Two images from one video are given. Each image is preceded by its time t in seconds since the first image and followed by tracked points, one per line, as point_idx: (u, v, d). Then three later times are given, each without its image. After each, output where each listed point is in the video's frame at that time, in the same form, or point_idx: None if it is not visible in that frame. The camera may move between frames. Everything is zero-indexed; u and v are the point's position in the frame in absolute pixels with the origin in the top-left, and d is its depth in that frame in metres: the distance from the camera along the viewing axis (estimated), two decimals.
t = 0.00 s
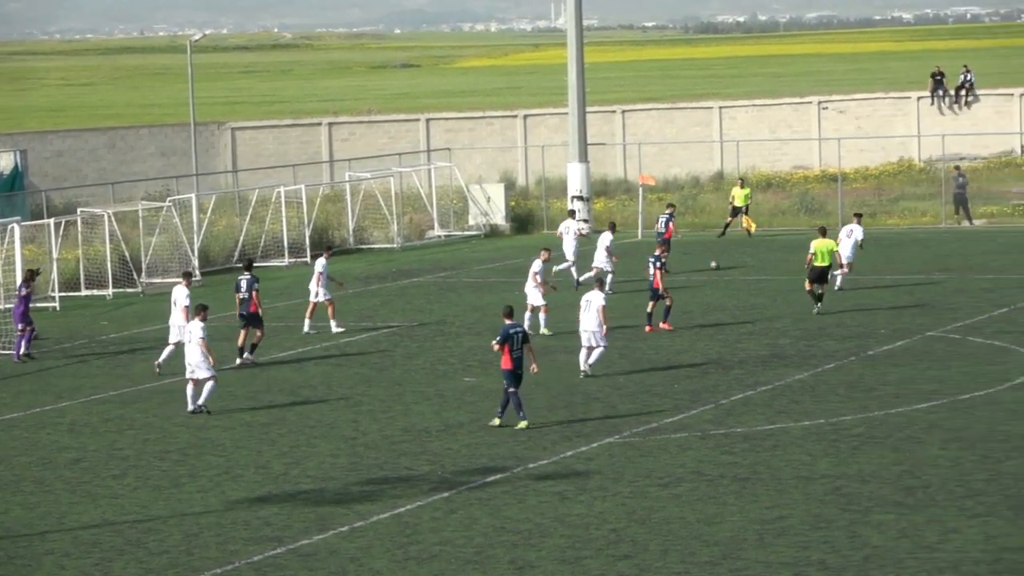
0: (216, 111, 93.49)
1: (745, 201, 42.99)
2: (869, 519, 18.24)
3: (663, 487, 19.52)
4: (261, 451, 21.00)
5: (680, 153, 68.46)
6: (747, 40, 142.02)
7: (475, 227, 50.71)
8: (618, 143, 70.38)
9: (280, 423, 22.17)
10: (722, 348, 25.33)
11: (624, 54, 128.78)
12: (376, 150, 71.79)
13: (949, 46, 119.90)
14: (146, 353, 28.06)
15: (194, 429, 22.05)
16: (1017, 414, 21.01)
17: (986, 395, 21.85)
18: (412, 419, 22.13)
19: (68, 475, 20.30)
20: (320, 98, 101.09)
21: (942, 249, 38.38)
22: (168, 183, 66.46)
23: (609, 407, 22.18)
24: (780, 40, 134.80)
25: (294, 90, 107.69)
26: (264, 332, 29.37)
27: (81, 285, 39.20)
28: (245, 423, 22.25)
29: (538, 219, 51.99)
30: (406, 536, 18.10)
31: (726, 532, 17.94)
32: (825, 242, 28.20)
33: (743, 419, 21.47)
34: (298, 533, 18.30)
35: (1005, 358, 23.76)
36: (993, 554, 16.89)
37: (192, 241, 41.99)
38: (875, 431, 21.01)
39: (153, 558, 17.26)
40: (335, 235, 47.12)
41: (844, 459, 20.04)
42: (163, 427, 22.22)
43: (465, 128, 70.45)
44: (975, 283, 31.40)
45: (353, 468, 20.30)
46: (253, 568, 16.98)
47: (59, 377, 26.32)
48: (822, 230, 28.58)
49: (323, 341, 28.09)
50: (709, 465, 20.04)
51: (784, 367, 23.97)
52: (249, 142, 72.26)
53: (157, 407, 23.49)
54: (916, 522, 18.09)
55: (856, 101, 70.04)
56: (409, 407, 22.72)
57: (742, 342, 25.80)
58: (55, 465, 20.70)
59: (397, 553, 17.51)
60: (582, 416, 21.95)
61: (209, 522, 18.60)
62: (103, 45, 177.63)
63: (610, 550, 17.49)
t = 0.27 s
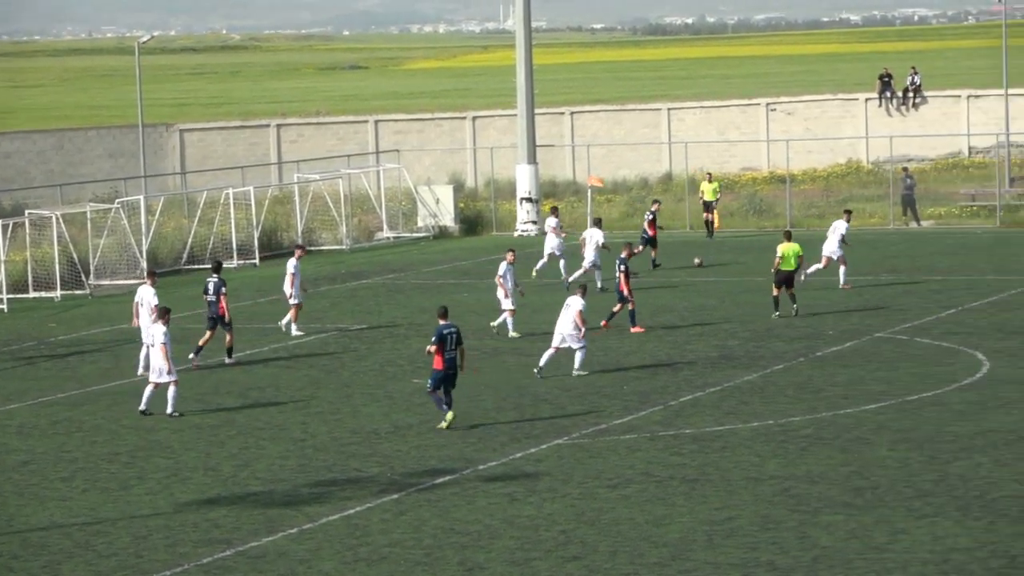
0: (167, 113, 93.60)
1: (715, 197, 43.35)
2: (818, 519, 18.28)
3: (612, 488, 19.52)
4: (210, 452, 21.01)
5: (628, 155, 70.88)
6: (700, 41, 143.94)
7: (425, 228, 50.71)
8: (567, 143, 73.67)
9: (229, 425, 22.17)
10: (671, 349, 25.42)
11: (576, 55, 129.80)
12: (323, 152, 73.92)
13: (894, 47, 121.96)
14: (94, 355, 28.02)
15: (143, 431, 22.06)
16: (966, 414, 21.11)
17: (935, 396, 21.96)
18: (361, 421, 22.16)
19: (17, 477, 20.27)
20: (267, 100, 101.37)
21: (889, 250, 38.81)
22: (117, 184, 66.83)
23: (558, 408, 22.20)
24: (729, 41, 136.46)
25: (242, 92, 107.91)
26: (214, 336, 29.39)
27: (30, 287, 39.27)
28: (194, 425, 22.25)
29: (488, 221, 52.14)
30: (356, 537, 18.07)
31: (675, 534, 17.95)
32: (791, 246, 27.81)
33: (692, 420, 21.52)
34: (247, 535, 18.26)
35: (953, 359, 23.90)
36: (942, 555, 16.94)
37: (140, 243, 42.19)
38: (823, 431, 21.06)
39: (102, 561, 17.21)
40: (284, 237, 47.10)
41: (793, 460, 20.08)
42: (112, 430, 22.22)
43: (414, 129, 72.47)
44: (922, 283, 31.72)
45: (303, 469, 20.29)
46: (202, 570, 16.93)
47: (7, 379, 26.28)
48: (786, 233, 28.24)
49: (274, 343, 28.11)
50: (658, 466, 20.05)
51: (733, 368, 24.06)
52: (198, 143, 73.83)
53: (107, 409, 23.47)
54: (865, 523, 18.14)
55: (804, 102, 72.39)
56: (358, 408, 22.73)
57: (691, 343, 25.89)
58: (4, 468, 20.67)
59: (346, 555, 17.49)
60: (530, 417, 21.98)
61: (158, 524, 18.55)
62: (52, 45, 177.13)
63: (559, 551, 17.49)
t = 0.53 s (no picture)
0: (123, 115, 93.39)
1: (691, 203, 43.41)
2: (770, 521, 18.31)
3: (565, 490, 19.54)
4: (163, 454, 21.00)
5: (582, 157, 71.66)
6: (656, 42, 145.11)
7: (377, 231, 51.45)
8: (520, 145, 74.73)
9: (181, 427, 22.15)
10: (623, 351, 25.46)
11: (527, 56, 130.30)
12: (275, 153, 75.17)
13: (846, 49, 123.30)
14: (47, 358, 27.98)
15: (96, 433, 22.03)
16: (918, 415, 21.20)
17: (886, 396, 22.04)
18: (313, 422, 22.16)
19: None
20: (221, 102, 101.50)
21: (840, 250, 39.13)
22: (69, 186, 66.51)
23: (511, 410, 22.22)
24: (685, 43, 137.48)
25: (196, 93, 107.92)
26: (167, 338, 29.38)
27: None
28: (147, 427, 22.25)
29: (441, 222, 52.80)
30: (309, 540, 18.05)
31: (628, 535, 17.96)
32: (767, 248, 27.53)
33: (644, 421, 21.55)
34: (200, 537, 18.21)
35: (905, 360, 24.00)
36: (894, 555, 17.00)
37: (92, 245, 42.15)
38: (776, 433, 21.11)
39: (54, 564, 17.18)
40: (237, 239, 47.39)
41: (745, 461, 20.11)
42: (65, 432, 22.19)
43: (366, 131, 73.86)
44: (872, 284, 31.96)
45: (255, 471, 20.27)
46: (155, 573, 16.88)
47: None
48: (760, 237, 27.99)
49: (228, 345, 28.10)
50: (611, 468, 20.07)
51: (685, 369, 24.11)
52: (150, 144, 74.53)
53: (59, 412, 23.42)
54: (818, 524, 18.19)
55: (756, 105, 74.16)
56: (311, 410, 22.75)
57: (644, 345, 25.94)
58: None
59: (299, 557, 17.47)
60: (483, 418, 22.00)
61: (110, 526, 18.48)
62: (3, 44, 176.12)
63: (512, 553, 17.47)
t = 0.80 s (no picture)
0: (80, 117, 93.37)
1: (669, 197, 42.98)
2: (725, 522, 18.33)
3: (521, 491, 19.54)
4: (119, 456, 20.99)
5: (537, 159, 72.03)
6: (615, 43, 145.76)
7: (332, 232, 51.42)
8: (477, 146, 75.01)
9: (136, 430, 22.11)
10: (579, 352, 25.51)
11: (481, 58, 130.61)
12: (232, 154, 75.58)
13: (802, 50, 124.46)
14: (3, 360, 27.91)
15: (51, 435, 22.00)
16: (873, 416, 21.26)
17: (842, 397, 22.11)
18: (268, 424, 22.15)
19: None
20: (177, 104, 101.49)
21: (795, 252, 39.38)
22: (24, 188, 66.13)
23: (467, 411, 22.21)
24: (644, 45, 138.50)
25: (153, 95, 107.91)
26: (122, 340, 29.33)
27: None
28: (102, 429, 22.24)
29: (396, 224, 52.99)
30: (264, 541, 18.02)
31: (584, 536, 17.96)
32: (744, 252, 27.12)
33: (600, 423, 21.56)
34: (156, 538, 18.16)
35: (860, 361, 24.08)
36: (850, 556, 17.04)
37: (47, 247, 42.04)
38: (732, 434, 21.13)
39: (8, 566, 17.13)
40: (192, 240, 47.44)
41: (701, 462, 20.14)
42: (19, 434, 22.13)
43: (321, 133, 75.09)
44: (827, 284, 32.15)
45: (211, 473, 20.25)
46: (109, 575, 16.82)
47: None
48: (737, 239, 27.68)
49: (184, 347, 28.09)
50: (568, 470, 20.07)
51: (641, 370, 24.15)
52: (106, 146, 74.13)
53: (14, 414, 23.35)
54: (773, 525, 18.21)
55: (712, 107, 75.15)
56: (266, 412, 22.73)
57: (600, 346, 25.99)
58: None
59: (254, 558, 17.43)
60: (438, 420, 22.00)
61: (65, 528, 18.42)
62: None
63: (468, 554, 17.46)
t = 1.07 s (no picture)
0: (35, 120, 93.02)
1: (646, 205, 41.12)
2: (679, 523, 18.33)
3: (474, 493, 19.53)
4: (72, 459, 20.94)
5: (490, 161, 72.38)
6: (570, 45, 146.46)
7: (286, 233, 51.46)
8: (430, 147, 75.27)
9: (90, 433, 22.07)
10: (533, 354, 25.55)
11: (435, 60, 130.83)
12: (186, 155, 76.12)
13: (758, 50, 125.53)
14: None
15: (4, 438, 21.93)
16: (826, 417, 21.31)
17: (795, 398, 22.15)
18: (221, 427, 22.12)
19: None
20: (132, 105, 101.39)
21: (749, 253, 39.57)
22: None
23: (420, 413, 22.20)
24: (602, 46, 139.36)
25: (108, 97, 107.71)
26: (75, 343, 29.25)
27: None
28: (56, 432, 22.20)
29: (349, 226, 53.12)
30: (218, 543, 17.96)
31: (537, 538, 17.95)
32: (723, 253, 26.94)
33: (554, 425, 21.57)
34: (108, 541, 18.09)
35: (813, 362, 24.14)
36: (803, 556, 17.08)
37: None
38: (685, 435, 21.16)
39: None
40: (145, 242, 47.41)
41: (654, 463, 20.16)
42: None
43: (275, 135, 76.48)
44: (779, 285, 32.30)
45: (164, 476, 20.20)
46: None
47: None
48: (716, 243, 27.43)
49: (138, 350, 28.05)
50: (521, 471, 20.07)
51: (594, 371, 24.19)
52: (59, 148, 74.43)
53: None
54: (726, 526, 18.23)
55: (665, 109, 76.66)
56: (220, 415, 22.71)
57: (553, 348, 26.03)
58: None
59: (208, 560, 17.38)
60: (392, 422, 21.99)
61: (17, 531, 18.34)
62: None
63: (421, 556, 17.43)
